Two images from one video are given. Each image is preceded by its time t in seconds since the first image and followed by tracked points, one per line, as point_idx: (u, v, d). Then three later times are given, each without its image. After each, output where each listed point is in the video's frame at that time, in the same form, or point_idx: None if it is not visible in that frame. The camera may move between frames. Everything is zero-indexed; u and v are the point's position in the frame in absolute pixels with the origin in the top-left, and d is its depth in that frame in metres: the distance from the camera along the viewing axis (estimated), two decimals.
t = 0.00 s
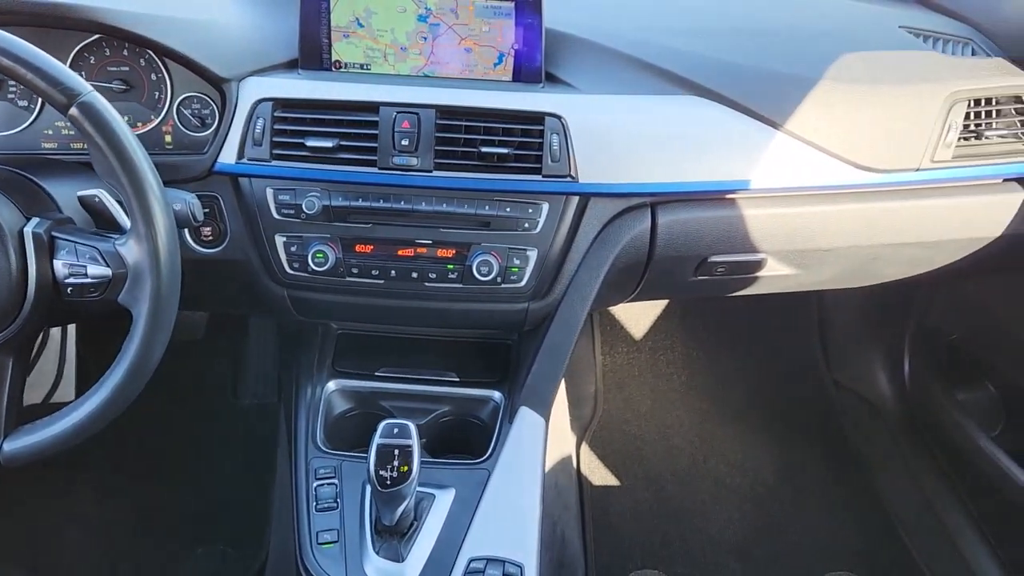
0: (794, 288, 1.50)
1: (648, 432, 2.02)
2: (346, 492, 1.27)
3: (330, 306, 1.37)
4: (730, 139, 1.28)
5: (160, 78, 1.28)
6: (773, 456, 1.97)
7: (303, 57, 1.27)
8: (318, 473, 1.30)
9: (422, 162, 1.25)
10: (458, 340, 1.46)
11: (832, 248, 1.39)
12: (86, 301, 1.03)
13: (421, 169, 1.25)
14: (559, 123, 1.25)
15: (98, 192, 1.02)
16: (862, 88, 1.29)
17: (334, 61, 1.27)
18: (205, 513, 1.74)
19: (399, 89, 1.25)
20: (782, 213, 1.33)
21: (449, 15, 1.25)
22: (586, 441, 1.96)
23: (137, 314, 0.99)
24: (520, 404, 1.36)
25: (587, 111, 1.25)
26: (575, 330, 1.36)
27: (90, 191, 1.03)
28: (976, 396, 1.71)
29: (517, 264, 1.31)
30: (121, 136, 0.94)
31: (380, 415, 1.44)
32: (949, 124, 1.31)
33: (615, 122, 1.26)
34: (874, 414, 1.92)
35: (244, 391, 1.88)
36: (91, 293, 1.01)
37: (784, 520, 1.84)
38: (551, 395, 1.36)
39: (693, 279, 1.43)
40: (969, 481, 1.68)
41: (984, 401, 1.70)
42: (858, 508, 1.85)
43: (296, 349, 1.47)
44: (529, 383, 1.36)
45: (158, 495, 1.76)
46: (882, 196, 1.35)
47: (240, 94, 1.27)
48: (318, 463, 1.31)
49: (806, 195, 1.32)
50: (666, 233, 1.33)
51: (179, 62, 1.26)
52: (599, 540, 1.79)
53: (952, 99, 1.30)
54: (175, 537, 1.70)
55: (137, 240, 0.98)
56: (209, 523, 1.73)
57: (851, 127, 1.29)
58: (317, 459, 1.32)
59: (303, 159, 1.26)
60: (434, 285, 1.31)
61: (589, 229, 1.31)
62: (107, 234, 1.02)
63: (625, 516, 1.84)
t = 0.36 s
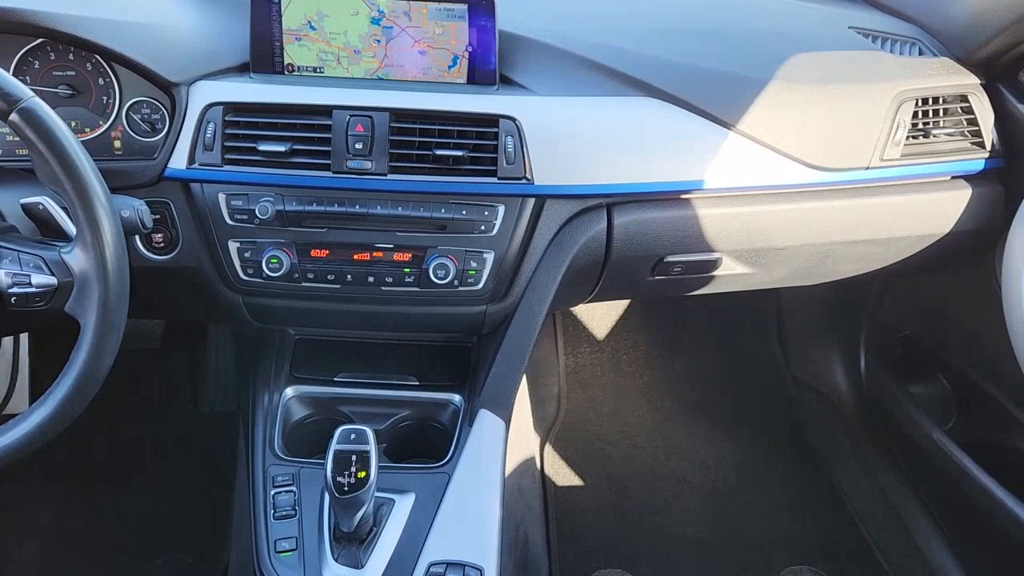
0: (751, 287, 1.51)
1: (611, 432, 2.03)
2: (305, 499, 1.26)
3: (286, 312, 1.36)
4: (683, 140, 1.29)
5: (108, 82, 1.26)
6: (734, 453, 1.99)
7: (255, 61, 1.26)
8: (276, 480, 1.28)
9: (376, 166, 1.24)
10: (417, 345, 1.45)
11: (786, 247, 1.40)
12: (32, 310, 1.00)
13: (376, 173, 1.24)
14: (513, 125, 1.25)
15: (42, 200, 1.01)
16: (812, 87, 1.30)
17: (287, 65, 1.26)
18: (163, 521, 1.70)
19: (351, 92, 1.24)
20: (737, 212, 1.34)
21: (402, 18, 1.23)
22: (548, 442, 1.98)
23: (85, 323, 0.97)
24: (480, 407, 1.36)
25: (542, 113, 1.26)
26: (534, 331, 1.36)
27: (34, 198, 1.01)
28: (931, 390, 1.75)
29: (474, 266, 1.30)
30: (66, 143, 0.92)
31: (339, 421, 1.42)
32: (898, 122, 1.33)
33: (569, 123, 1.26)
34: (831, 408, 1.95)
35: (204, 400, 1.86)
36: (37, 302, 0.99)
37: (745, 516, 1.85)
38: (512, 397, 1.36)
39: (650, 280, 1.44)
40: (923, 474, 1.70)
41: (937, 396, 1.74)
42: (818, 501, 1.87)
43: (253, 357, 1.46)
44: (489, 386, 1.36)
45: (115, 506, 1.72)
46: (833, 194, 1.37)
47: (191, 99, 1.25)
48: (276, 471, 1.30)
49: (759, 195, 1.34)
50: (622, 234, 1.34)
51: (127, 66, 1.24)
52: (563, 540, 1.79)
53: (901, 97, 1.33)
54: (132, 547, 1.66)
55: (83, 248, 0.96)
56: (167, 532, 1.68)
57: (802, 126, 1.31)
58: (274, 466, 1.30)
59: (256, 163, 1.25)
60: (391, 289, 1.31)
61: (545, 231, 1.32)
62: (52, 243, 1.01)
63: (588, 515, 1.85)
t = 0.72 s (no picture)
0: (708, 286, 1.52)
1: (574, 433, 2.03)
2: (261, 508, 1.25)
3: (240, 320, 1.34)
4: (637, 141, 1.29)
5: (51, 89, 1.23)
6: (696, 451, 2.00)
7: (203, 66, 1.25)
8: (231, 490, 1.27)
9: (329, 170, 1.23)
10: (375, 350, 1.44)
11: (740, 246, 1.41)
12: None
13: (329, 178, 1.23)
14: (466, 128, 1.25)
15: None
16: (763, 87, 1.32)
17: (236, 69, 1.25)
18: (120, 534, 1.67)
19: (302, 96, 1.23)
20: (690, 211, 1.35)
21: (353, 21, 1.22)
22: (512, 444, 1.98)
23: (29, 334, 0.95)
24: (438, 411, 1.35)
25: (495, 115, 1.25)
26: (491, 334, 1.36)
27: None
28: (885, 384, 1.78)
29: (430, 270, 1.30)
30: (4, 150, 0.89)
31: (297, 428, 1.41)
32: (847, 121, 1.35)
33: (523, 125, 1.26)
34: (789, 405, 1.98)
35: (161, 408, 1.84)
36: None
37: (707, 514, 1.87)
38: (470, 402, 1.35)
39: (607, 281, 1.44)
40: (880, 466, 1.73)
41: (891, 389, 1.76)
42: (778, 496, 1.88)
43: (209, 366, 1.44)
44: (447, 390, 1.35)
45: (70, 520, 1.69)
46: (786, 193, 1.38)
47: (138, 105, 1.23)
48: (231, 480, 1.28)
49: (713, 194, 1.35)
50: (578, 235, 1.34)
51: (71, 72, 1.22)
52: (527, 542, 1.79)
53: (849, 97, 1.34)
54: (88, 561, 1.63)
55: (23, 258, 0.94)
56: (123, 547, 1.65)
57: (754, 126, 1.32)
58: (230, 476, 1.29)
59: (206, 169, 1.23)
60: (346, 295, 1.30)
61: (501, 234, 1.32)
62: None
63: (553, 517, 1.85)
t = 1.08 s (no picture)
0: (666, 287, 1.53)
1: (538, 435, 2.03)
2: (218, 521, 1.22)
3: (193, 329, 1.31)
4: (593, 142, 1.29)
5: None
6: (659, 450, 2.01)
7: (152, 69, 1.22)
8: (187, 503, 1.24)
9: (281, 176, 1.22)
10: (334, 357, 1.43)
11: (696, 245, 1.42)
12: None
13: (281, 183, 1.22)
14: (420, 132, 1.24)
15: None
16: (715, 87, 1.33)
17: (184, 74, 1.22)
18: (74, 551, 1.63)
19: (252, 102, 1.21)
20: (647, 212, 1.35)
21: (303, 25, 1.20)
22: (476, 448, 1.97)
23: None
24: (397, 418, 1.33)
25: (449, 118, 1.25)
26: (449, 338, 1.34)
27: None
28: (843, 380, 1.80)
29: (386, 276, 1.29)
30: None
31: (254, 438, 1.38)
32: (799, 120, 1.36)
33: (478, 128, 1.25)
34: (753, 403, 1.97)
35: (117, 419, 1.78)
36: None
37: (671, 513, 1.87)
38: (430, 407, 1.33)
39: (566, 283, 1.44)
40: (838, 460, 1.74)
41: (849, 385, 1.78)
42: (741, 494, 1.89)
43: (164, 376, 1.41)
44: (406, 396, 1.33)
45: (22, 538, 1.65)
46: (741, 193, 1.39)
47: (82, 112, 1.20)
48: (187, 493, 1.25)
49: (668, 195, 1.35)
50: (535, 238, 1.34)
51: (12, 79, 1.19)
52: (493, 549, 1.78)
53: (800, 97, 1.35)
54: None
55: None
56: (78, 564, 1.61)
57: (707, 127, 1.32)
58: (185, 489, 1.26)
59: (154, 177, 1.21)
60: (301, 302, 1.28)
61: (458, 237, 1.31)
62: None
63: (518, 522, 1.84)
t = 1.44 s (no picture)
0: (630, 288, 1.53)
1: (507, 440, 2.02)
2: (179, 536, 1.20)
3: (151, 341, 1.29)
4: (556, 144, 1.28)
5: None
6: (629, 451, 2.01)
7: (104, 75, 1.19)
8: (147, 518, 1.21)
9: (239, 183, 1.19)
10: (297, 366, 1.40)
11: (660, 247, 1.42)
12: None
13: (239, 191, 1.19)
14: (379, 136, 1.22)
15: None
16: (675, 89, 1.33)
17: (137, 80, 1.20)
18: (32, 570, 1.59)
19: (208, 108, 1.19)
20: (610, 214, 1.35)
21: (259, 29, 1.18)
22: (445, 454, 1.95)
23: None
24: (363, 426, 1.31)
25: (409, 123, 1.23)
26: (414, 344, 1.34)
27: None
28: (808, 377, 1.81)
29: (348, 283, 1.27)
30: None
31: (216, 450, 1.36)
32: (759, 121, 1.37)
33: (439, 132, 1.24)
34: (719, 401, 1.99)
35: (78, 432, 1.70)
36: None
37: (641, 514, 1.88)
38: (398, 415, 1.32)
39: (531, 286, 1.44)
40: (804, 458, 1.75)
41: (814, 382, 1.80)
42: (710, 493, 1.90)
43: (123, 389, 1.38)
44: (371, 403, 1.32)
45: None
46: (703, 193, 1.39)
47: (31, 120, 1.17)
48: (147, 508, 1.23)
49: (631, 197, 1.36)
50: (498, 242, 1.33)
51: None
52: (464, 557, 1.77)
53: (760, 98, 1.36)
54: None
55: None
56: None
57: (669, 129, 1.32)
58: (145, 504, 1.23)
59: (108, 186, 1.18)
60: (263, 311, 1.26)
61: (421, 243, 1.30)
62: None
63: (488, 529, 1.83)
